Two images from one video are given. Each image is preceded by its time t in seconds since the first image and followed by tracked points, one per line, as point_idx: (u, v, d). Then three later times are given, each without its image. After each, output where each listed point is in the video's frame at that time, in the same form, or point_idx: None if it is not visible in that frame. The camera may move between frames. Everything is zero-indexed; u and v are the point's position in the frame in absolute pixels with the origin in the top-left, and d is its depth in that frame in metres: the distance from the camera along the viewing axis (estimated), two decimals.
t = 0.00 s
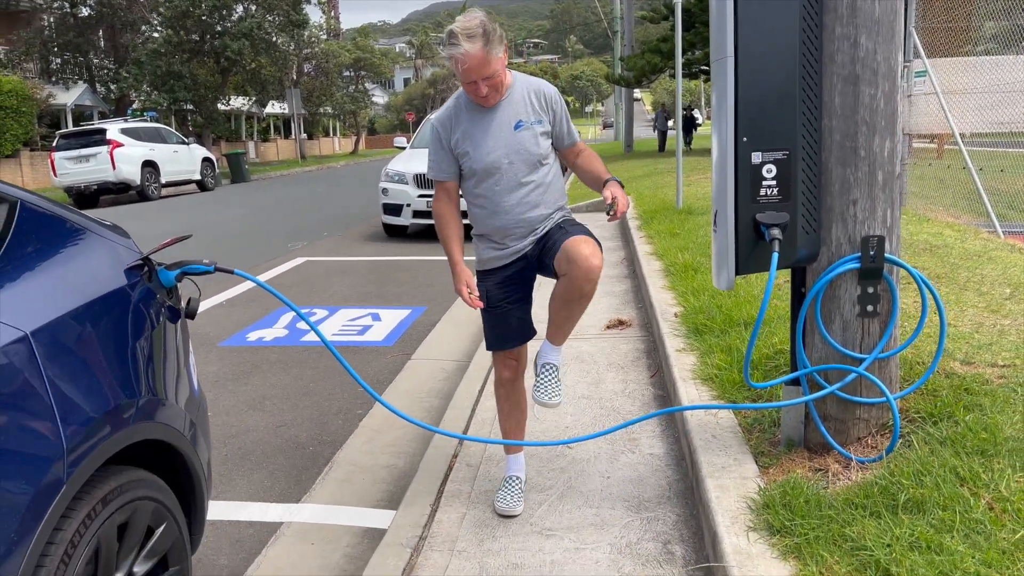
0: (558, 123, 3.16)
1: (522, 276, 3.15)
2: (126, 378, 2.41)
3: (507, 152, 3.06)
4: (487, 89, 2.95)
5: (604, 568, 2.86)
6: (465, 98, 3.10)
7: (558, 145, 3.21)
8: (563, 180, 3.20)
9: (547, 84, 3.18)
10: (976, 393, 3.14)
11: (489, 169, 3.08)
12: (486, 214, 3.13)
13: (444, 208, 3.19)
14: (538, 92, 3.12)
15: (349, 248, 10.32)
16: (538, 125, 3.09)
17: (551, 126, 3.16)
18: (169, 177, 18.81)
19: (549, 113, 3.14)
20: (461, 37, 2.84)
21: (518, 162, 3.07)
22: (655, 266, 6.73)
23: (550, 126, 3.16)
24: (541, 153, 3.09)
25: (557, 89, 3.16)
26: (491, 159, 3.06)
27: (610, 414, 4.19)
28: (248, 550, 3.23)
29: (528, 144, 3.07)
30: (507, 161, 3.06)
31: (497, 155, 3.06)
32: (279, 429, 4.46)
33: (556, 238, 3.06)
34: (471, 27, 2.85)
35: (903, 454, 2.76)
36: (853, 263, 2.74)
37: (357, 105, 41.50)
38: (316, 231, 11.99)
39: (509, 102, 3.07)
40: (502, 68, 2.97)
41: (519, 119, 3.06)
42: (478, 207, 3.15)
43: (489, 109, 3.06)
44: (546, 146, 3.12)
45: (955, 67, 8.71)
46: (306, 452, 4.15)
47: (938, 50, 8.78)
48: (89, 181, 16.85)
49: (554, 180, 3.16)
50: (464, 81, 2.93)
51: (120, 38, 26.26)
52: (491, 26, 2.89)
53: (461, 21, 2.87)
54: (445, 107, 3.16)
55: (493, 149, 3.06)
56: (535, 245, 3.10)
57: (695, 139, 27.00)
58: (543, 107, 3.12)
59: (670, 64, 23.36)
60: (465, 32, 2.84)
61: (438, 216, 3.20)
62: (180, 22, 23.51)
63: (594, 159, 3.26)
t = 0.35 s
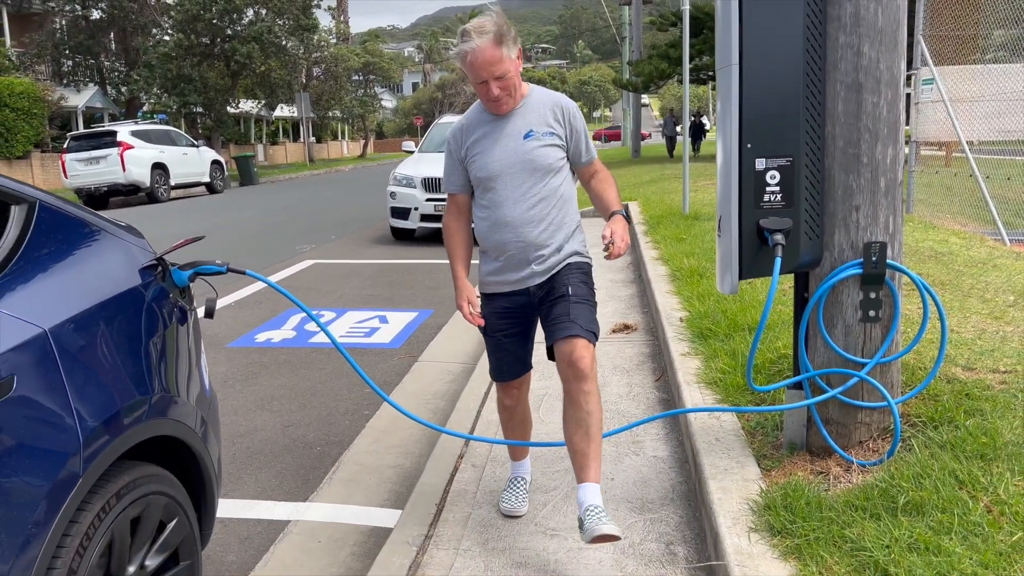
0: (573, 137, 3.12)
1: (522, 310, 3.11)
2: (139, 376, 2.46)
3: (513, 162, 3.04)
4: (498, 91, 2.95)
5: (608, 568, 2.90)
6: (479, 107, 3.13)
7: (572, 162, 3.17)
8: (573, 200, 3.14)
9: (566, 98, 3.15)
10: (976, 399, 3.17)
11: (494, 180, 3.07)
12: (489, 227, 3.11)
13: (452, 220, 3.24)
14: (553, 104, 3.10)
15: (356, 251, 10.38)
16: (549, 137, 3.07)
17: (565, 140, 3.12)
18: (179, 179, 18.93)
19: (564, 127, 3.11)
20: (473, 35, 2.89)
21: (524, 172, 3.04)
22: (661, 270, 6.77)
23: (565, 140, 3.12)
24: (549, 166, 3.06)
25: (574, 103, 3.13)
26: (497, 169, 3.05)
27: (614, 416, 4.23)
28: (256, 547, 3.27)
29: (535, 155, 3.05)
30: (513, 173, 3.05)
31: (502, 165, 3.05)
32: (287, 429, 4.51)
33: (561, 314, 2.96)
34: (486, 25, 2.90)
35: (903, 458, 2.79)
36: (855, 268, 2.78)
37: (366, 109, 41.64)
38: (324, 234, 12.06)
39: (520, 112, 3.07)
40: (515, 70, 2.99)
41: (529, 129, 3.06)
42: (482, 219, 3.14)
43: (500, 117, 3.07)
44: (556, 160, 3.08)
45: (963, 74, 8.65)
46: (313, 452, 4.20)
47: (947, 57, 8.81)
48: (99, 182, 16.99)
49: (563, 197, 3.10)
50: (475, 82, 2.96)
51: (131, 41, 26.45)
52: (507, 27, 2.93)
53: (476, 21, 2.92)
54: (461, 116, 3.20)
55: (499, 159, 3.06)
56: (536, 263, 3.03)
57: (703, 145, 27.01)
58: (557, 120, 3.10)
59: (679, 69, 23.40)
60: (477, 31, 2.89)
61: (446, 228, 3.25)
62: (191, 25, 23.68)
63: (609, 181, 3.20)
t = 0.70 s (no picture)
0: (630, 185, 2.69)
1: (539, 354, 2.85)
2: (150, 379, 2.50)
3: (551, 205, 2.69)
4: (552, 117, 2.55)
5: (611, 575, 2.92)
6: (530, 129, 2.74)
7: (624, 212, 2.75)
8: (616, 257, 2.75)
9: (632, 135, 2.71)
10: (979, 409, 3.19)
11: (528, 218, 2.72)
12: (517, 268, 2.79)
13: (483, 245, 2.91)
14: (614, 142, 2.67)
15: (363, 258, 10.42)
16: (598, 183, 2.67)
17: (620, 186, 2.70)
18: (187, 184, 19.04)
19: (622, 173, 2.68)
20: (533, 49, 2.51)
21: (562, 218, 2.68)
22: (667, 279, 6.79)
23: (620, 187, 2.70)
24: (594, 217, 2.67)
25: (640, 143, 2.69)
26: (534, 208, 2.70)
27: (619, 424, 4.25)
28: (262, 551, 3.30)
29: (580, 203, 2.66)
30: (550, 217, 2.69)
31: (540, 206, 2.70)
32: (293, 434, 4.54)
33: (591, 399, 2.67)
34: (551, 39, 2.52)
35: (904, 467, 2.81)
36: (858, 278, 2.80)
37: (374, 116, 41.82)
38: (330, 240, 12.11)
39: (573, 147, 2.67)
40: (576, 93, 2.58)
41: (579, 169, 2.66)
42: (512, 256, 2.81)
43: (549, 148, 2.68)
44: (604, 210, 2.68)
45: (970, 84, 8.65)
46: (319, 457, 4.23)
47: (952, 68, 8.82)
48: (109, 187, 17.11)
49: (605, 253, 2.72)
50: (526, 102, 2.56)
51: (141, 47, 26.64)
52: (575, 45, 2.53)
53: (540, 33, 2.54)
54: (510, 131, 2.82)
55: (537, 199, 2.70)
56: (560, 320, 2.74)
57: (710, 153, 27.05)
58: (615, 163, 2.68)
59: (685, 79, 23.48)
60: (538, 45, 2.51)
61: (474, 252, 2.93)
62: (201, 32, 23.87)
63: (663, 240, 2.75)
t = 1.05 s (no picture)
0: (678, 186, 2.42)
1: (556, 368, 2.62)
2: (150, 394, 2.50)
3: (587, 205, 2.40)
4: (605, 90, 2.27)
5: None
6: (569, 111, 2.43)
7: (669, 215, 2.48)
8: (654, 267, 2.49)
9: (685, 127, 2.42)
10: (978, 428, 3.20)
11: (559, 216, 2.43)
12: (543, 271, 2.52)
13: (499, 240, 2.59)
14: (666, 136, 2.38)
15: (363, 273, 10.43)
16: (644, 182, 2.38)
17: (667, 187, 2.42)
18: (188, 199, 19.09)
19: (671, 172, 2.41)
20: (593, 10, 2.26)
21: (599, 220, 2.40)
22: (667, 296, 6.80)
23: (666, 189, 2.43)
24: (635, 221, 2.39)
25: (692, 138, 2.41)
26: (567, 204, 2.41)
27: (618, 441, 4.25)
28: (259, 567, 3.29)
29: (622, 204, 2.38)
30: (586, 218, 2.41)
31: (575, 205, 2.41)
32: (292, 449, 4.54)
33: (625, 434, 2.52)
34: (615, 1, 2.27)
35: (903, 486, 2.81)
36: (857, 296, 2.81)
37: (375, 132, 42.04)
38: (330, 255, 12.12)
39: (618, 138, 2.38)
40: (635, 66, 2.33)
41: (623, 165, 2.37)
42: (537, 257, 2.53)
43: (593, 136, 2.39)
44: (648, 213, 2.40)
45: (969, 103, 8.68)
46: (318, 472, 4.22)
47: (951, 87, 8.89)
48: (110, 202, 17.15)
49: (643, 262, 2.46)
50: (577, 70, 2.29)
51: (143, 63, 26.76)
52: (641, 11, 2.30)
53: None
54: (542, 110, 2.51)
55: (572, 196, 2.41)
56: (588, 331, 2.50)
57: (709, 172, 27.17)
58: (665, 161, 2.40)
59: (685, 98, 23.63)
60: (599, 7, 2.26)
61: (489, 247, 2.61)
62: (204, 48, 24.04)
63: (709, 251, 2.48)
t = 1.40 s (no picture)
0: (671, 215, 2.32)
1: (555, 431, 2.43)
2: (143, 424, 2.48)
3: (575, 230, 2.28)
4: (593, 97, 2.21)
5: None
6: (554, 138, 2.39)
7: (662, 249, 2.36)
8: (646, 307, 2.35)
9: (677, 156, 2.36)
10: (974, 460, 3.19)
11: (545, 246, 2.31)
12: (527, 311, 2.38)
13: (480, 283, 2.53)
14: (657, 159, 2.31)
15: (359, 302, 10.41)
16: (633, 208, 2.28)
17: (661, 215, 2.32)
18: (184, 228, 19.10)
19: (664, 198, 2.31)
20: (579, 14, 2.24)
21: (589, 247, 2.28)
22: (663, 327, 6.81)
23: (659, 217, 2.32)
24: (626, 249, 2.27)
25: (684, 166, 2.33)
26: (552, 229, 2.30)
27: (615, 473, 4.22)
28: None
29: (612, 230, 2.27)
30: (574, 246, 2.29)
31: (562, 231, 2.29)
32: (284, 480, 4.50)
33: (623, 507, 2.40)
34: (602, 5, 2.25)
35: (901, 519, 2.79)
36: (852, 327, 2.81)
37: (372, 162, 42.30)
38: (326, 284, 12.11)
39: (606, 161, 2.31)
40: (625, 75, 2.29)
41: (612, 188, 2.29)
42: (521, 293, 2.39)
43: (578, 156, 2.32)
44: (639, 240, 2.29)
45: (958, 137, 8.72)
46: (311, 504, 4.18)
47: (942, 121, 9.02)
48: (105, 230, 17.15)
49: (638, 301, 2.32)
50: (565, 77, 2.24)
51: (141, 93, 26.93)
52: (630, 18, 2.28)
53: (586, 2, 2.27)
54: (527, 141, 2.47)
55: (558, 221, 2.30)
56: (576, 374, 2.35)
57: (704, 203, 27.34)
58: (657, 184, 2.31)
59: (680, 130, 23.87)
60: (585, 11, 2.23)
61: (469, 289, 2.53)
62: (202, 78, 24.23)
63: (701, 290, 2.36)
